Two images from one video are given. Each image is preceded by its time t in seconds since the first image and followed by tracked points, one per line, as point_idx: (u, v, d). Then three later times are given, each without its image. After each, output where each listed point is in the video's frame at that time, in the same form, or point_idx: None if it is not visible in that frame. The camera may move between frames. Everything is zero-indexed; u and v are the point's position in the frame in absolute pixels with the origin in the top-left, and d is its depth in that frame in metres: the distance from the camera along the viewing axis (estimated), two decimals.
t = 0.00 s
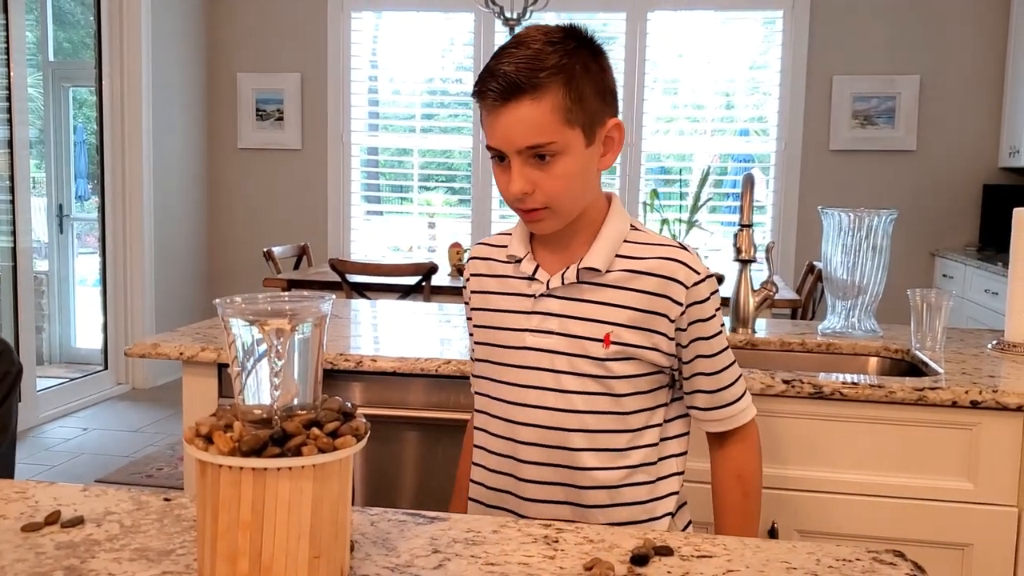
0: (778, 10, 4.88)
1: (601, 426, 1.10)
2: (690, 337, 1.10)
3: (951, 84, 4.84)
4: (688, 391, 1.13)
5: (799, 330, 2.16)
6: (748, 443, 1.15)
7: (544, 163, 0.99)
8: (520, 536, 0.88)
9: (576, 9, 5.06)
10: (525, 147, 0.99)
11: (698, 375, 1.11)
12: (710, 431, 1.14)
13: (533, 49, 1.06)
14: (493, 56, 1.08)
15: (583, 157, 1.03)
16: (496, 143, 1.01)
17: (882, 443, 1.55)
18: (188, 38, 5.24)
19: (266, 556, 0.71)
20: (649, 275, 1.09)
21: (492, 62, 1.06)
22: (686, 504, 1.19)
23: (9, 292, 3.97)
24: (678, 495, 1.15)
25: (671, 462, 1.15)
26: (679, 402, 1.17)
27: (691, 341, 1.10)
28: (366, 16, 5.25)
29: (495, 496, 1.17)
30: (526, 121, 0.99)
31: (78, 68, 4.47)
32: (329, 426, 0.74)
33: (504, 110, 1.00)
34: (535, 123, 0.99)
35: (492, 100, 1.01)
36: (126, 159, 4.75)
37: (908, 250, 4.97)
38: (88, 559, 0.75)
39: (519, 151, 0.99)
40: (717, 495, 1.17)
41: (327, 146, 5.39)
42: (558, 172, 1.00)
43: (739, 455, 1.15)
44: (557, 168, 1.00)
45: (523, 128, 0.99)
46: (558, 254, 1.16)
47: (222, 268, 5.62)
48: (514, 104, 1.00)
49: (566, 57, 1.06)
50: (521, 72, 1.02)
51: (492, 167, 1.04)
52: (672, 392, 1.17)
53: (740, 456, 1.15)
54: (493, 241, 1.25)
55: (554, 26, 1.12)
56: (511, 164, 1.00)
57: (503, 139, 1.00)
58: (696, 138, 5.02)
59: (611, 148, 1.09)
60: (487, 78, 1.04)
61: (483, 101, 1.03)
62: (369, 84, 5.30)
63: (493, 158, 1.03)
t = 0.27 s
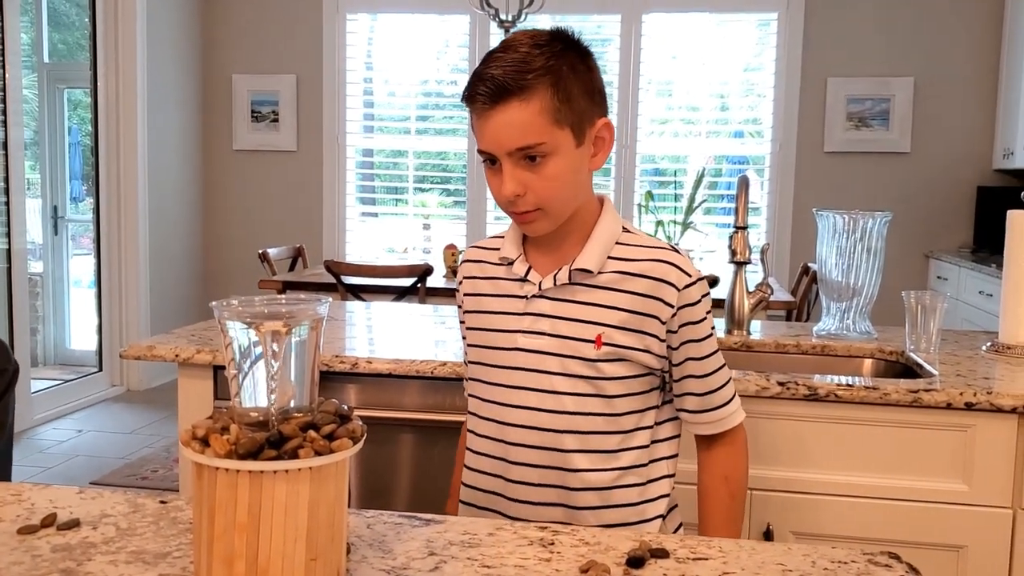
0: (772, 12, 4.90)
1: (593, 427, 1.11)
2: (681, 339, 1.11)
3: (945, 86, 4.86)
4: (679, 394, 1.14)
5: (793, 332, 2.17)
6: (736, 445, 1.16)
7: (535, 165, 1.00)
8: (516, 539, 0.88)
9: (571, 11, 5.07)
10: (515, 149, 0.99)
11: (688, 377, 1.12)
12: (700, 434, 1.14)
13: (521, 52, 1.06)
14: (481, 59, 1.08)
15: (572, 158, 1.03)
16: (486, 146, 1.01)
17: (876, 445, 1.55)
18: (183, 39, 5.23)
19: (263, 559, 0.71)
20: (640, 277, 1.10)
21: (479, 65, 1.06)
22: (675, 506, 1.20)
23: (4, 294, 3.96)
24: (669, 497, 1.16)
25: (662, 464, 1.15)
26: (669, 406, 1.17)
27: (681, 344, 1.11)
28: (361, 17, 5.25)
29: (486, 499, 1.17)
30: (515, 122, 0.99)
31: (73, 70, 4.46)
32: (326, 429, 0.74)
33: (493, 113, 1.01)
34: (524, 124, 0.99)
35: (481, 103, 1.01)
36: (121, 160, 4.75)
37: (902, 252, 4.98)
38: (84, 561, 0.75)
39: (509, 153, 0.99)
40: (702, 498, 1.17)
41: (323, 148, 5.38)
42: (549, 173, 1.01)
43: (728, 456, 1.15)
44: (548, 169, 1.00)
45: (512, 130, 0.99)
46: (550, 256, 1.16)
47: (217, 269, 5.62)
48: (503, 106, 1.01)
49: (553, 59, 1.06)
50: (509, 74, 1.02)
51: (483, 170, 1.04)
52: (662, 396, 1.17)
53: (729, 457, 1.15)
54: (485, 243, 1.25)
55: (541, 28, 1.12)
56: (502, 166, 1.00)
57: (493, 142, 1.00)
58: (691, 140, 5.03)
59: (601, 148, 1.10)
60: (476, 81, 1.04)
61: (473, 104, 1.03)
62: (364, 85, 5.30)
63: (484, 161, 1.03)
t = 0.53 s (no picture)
0: (768, 16, 4.91)
1: (585, 432, 1.11)
2: (671, 345, 1.11)
3: (940, 90, 4.87)
4: (669, 400, 1.14)
5: (790, 336, 2.17)
6: (728, 451, 1.15)
7: (527, 169, 1.00)
8: (513, 544, 0.88)
9: (568, 15, 5.08)
10: (508, 153, 0.99)
11: (678, 383, 1.12)
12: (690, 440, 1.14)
13: (515, 57, 1.06)
14: (476, 63, 1.08)
15: (565, 163, 1.04)
16: (479, 149, 1.01)
17: (873, 450, 1.55)
18: (179, 43, 5.23)
19: (261, 564, 0.71)
20: (631, 282, 1.10)
21: (474, 70, 1.06)
22: (667, 512, 1.19)
23: None
24: (661, 502, 1.16)
25: (654, 469, 1.15)
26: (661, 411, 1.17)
27: (671, 349, 1.11)
28: (357, 21, 5.26)
29: (476, 503, 1.17)
30: (508, 126, 1.00)
31: (69, 73, 4.45)
32: (324, 434, 0.74)
33: (486, 117, 1.01)
34: (517, 128, 1.00)
35: (474, 107, 1.01)
36: (117, 164, 4.74)
37: (899, 256, 4.99)
38: (82, 567, 0.75)
39: (502, 157, 0.99)
40: (696, 504, 1.17)
41: (319, 151, 5.38)
42: (540, 178, 1.01)
43: (720, 462, 1.15)
44: (540, 173, 1.01)
45: (505, 134, 0.99)
46: (542, 259, 1.16)
47: (213, 273, 5.61)
48: (496, 110, 1.01)
49: (547, 64, 1.06)
50: (502, 79, 1.03)
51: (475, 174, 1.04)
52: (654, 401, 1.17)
53: (720, 462, 1.15)
54: (479, 249, 1.25)
55: (536, 34, 1.12)
56: (494, 170, 1.00)
57: (485, 146, 1.00)
58: (687, 144, 5.04)
59: (593, 154, 1.10)
60: (470, 85, 1.04)
61: (467, 108, 1.03)
62: (361, 89, 5.30)
63: (477, 164, 1.03)
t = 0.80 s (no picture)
0: (767, 20, 4.92)
1: (581, 434, 1.11)
2: (666, 348, 1.11)
3: (939, 93, 4.88)
4: (663, 403, 1.13)
5: (789, 339, 2.17)
6: (722, 455, 1.15)
7: (522, 172, 1.00)
8: (513, 546, 0.88)
9: (567, 18, 5.09)
10: (503, 156, 0.99)
11: (672, 387, 1.11)
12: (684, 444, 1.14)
13: (510, 60, 1.07)
14: (471, 66, 1.08)
15: (560, 166, 1.04)
16: (474, 152, 1.01)
17: (872, 453, 1.55)
18: (178, 45, 5.23)
19: (261, 568, 0.70)
20: (627, 285, 1.10)
21: (469, 73, 1.07)
22: (662, 513, 1.19)
23: None
24: (656, 504, 1.15)
25: (648, 471, 1.15)
26: (655, 414, 1.17)
27: (666, 353, 1.11)
28: (356, 24, 5.26)
29: (470, 506, 1.17)
30: (503, 129, 1.00)
31: (68, 76, 4.45)
32: (324, 437, 0.73)
33: (481, 120, 1.01)
34: (512, 131, 1.00)
35: (470, 110, 1.02)
36: (116, 167, 4.74)
37: (898, 259, 5.00)
38: (82, 569, 0.75)
39: (497, 160, 1.00)
40: (691, 507, 1.17)
41: (319, 154, 5.38)
42: (535, 180, 1.01)
43: (714, 465, 1.15)
44: (535, 176, 1.01)
45: (500, 136, 0.99)
46: (537, 262, 1.16)
47: (212, 276, 5.61)
48: (492, 113, 1.01)
49: (542, 68, 1.07)
50: (498, 82, 1.03)
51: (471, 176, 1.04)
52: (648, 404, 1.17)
53: (715, 465, 1.15)
54: (474, 252, 1.25)
55: (531, 38, 1.13)
56: (490, 172, 1.00)
57: (480, 148, 1.00)
58: (686, 147, 5.04)
59: (588, 158, 1.10)
60: (466, 88, 1.04)
61: (462, 111, 1.03)
62: (360, 92, 5.31)
63: (472, 167, 1.03)
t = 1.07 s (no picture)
0: (768, 21, 4.92)
1: (580, 436, 1.11)
2: (664, 349, 1.11)
3: (940, 96, 4.88)
4: (661, 403, 1.14)
5: (790, 341, 2.17)
6: (718, 454, 1.16)
7: (520, 174, 1.00)
8: (515, 548, 0.88)
9: (568, 20, 5.09)
10: (501, 158, 0.99)
11: (670, 386, 1.12)
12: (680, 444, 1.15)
13: (508, 62, 1.06)
14: (468, 69, 1.08)
15: (557, 168, 1.04)
16: (472, 154, 1.01)
17: (873, 455, 1.55)
18: (179, 46, 5.23)
19: (262, 570, 0.70)
20: (625, 287, 1.10)
21: (467, 75, 1.06)
22: (660, 513, 1.20)
23: None
24: (654, 504, 1.16)
25: (646, 472, 1.15)
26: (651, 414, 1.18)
27: (664, 353, 1.11)
28: (358, 26, 5.26)
29: (468, 507, 1.17)
30: (501, 132, 1.00)
31: (69, 76, 4.45)
32: (326, 438, 0.73)
33: (478, 123, 1.01)
34: (510, 133, 1.00)
35: (468, 112, 1.01)
36: (117, 167, 4.75)
37: (899, 260, 5.00)
38: (83, 571, 0.75)
39: (495, 162, 1.00)
40: (687, 507, 1.18)
41: (320, 156, 5.39)
42: (533, 183, 1.01)
43: (711, 466, 1.16)
44: (533, 179, 1.01)
45: (498, 139, 0.99)
46: (533, 265, 1.16)
47: (213, 277, 5.61)
48: (489, 115, 1.01)
49: (540, 70, 1.07)
50: (495, 84, 1.03)
51: (468, 178, 1.04)
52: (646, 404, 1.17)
53: (711, 465, 1.16)
54: (469, 255, 1.24)
55: (528, 41, 1.12)
56: (487, 175, 1.00)
57: (478, 151, 1.00)
58: (687, 148, 5.04)
59: (584, 159, 1.10)
60: (463, 90, 1.04)
61: (460, 113, 1.03)
62: (361, 93, 5.31)
63: (469, 170, 1.03)
